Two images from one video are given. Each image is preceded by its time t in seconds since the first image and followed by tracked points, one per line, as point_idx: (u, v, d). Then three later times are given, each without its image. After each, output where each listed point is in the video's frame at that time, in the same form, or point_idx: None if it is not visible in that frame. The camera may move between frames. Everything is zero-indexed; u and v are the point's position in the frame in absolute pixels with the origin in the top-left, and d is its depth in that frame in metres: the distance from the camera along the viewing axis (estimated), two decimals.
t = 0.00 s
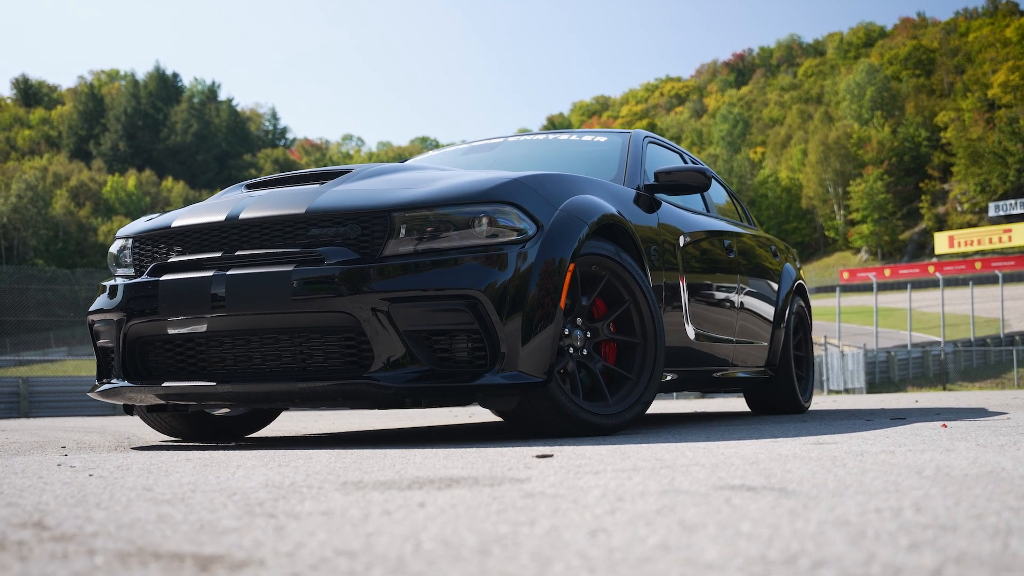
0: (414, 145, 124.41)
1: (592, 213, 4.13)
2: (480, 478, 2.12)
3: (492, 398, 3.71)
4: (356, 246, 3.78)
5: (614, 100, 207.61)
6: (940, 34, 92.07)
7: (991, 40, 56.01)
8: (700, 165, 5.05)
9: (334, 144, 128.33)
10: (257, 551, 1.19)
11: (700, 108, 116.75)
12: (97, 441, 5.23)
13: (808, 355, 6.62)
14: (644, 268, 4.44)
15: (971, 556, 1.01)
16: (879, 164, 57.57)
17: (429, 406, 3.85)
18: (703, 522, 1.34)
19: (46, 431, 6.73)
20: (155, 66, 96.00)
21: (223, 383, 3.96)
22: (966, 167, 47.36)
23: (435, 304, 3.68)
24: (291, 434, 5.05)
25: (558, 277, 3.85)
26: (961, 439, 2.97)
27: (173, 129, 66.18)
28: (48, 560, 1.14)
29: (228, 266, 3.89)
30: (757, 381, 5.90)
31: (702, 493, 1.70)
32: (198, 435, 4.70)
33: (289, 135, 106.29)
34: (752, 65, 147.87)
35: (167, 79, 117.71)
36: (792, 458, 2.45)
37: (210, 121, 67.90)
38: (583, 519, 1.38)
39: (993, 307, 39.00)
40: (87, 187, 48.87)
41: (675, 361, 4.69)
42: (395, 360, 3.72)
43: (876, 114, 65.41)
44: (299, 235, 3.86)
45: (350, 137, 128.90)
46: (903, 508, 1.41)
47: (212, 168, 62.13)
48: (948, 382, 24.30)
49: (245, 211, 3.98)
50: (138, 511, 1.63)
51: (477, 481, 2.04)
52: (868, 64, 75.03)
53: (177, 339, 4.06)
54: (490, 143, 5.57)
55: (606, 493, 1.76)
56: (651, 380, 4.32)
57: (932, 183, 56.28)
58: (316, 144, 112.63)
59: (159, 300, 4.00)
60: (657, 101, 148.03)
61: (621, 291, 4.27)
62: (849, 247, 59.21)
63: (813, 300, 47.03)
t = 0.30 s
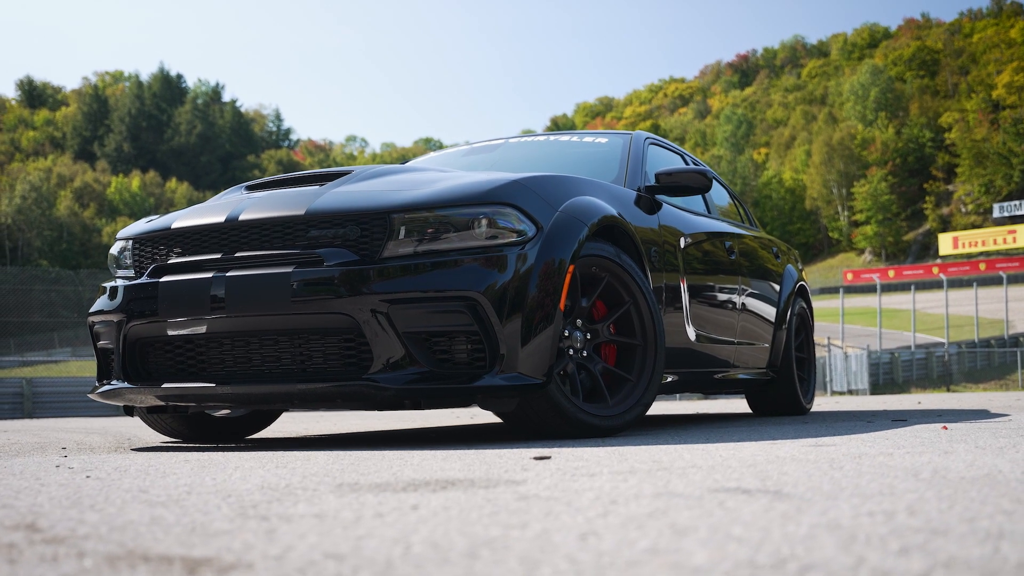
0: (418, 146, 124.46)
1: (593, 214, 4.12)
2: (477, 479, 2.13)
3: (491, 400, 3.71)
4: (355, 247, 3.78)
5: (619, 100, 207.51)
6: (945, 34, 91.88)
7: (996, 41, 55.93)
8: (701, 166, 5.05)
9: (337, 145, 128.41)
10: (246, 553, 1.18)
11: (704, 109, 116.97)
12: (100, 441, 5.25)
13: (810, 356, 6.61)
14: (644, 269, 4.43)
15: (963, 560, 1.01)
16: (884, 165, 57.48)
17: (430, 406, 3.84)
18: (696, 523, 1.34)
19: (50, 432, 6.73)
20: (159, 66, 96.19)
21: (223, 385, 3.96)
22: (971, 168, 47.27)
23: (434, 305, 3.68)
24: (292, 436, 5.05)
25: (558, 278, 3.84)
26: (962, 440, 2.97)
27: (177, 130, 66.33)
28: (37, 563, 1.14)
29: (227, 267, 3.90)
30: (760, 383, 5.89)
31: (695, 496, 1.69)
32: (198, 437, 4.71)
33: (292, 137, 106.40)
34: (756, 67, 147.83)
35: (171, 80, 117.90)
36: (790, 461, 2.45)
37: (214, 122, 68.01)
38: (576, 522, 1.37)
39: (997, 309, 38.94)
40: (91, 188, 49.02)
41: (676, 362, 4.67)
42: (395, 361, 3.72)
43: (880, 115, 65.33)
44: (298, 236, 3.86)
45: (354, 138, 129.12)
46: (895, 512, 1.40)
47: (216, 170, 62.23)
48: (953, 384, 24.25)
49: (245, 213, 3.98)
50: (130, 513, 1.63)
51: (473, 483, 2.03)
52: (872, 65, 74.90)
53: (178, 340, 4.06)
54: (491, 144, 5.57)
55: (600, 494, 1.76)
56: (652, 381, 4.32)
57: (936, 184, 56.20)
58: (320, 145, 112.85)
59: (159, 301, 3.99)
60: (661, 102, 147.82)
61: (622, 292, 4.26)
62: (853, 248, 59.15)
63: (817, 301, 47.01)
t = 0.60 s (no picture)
0: (422, 147, 124.53)
1: (593, 215, 4.12)
2: (474, 481, 2.13)
3: (491, 401, 3.71)
4: (355, 248, 3.78)
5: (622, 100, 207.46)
6: (950, 35, 91.76)
7: (1000, 42, 55.82)
8: (703, 167, 5.03)
9: (341, 146, 128.58)
10: (235, 555, 1.18)
11: (708, 109, 116.98)
12: (100, 442, 5.25)
13: (812, 357, 6.60)
14: (645, 270, 4.43)
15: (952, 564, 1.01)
16: (888, 166, 57.43)
17: (429, 408, 3.84)
18: (687, 526, 1.34)
19: (51, 433, 6.73)
20: (163, 66, 96.34)
21: (223, 386, 3.96)
22: (975, 169, 47.16)
23: (433, 306, 3.68)
24: (292, 437, 5.05)
25: (558, 279, 3.84)
26: (962, 442, 2.96)
27: (181, 131, 66.35)
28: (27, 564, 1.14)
29: (226, 268, 3.90)
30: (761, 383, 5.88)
31: (687, 500, 1.69)
32: (198, 437, 4.71)
33: (296, 137, 106.49)
34: (759, 67, 147.88)
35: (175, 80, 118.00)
36: (788, 463, 2.45)
37: (218, 123, 68.07)
38: (566, 525, 1.37)
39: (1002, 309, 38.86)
40: (96, 188, 49.12)
41: (678, 363, 4.66)
42: (394, 362, 3.71)
43: (885, 116, 65.27)
44: (298, 237, 3.86)
45: (358, 138, 129.22)
46: (888, 513, 1.40)
47: (221, 170, 62.32)
48: (957, 384, 24.24)
49: (244, 213, 3.98)
50: (125, 515, 1.63)
51: (468, 485, 2.03)
52: (876, 65, 74.84)
53: (177, 341, 4.06)
54: (493, 145, 5.57)
55: (595, 498, 1.75)
56: (652, 382, 4.32)
57: (941, 185, 56.07)
58: (324, 145, 112.98)
59: (160, 301, 3.99)
60: (665, 102, 147.75)
61: (622, 293, 4.26)
62: (857, 249, 59.12)
63: (821, 300, 46.98)
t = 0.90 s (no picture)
0: (425, 146, 124.58)
1: (594, 215, 4.12)
2: (468, 481, 2.13)
3: (491, 402, 3.70)
4: (355, 248, 3.78)
5: (627, 99, 207.40)
6: (954, 34, 91.64)
7: (1004, 41, 55.69)
8: (703, 166, 5.02)
9: (345, 146, 128.65)
10: (221, 555, 1.18)
11: (712, 109, 116.92)
12: (101, 441, 5.24)
13: (814, 357, 6.59)
14: (645, 269, 4.42)
15: (937, 567, 1.02)
16: (893, 165, 57.34)
17: (428, 408, 3.84)
18: (675, 527, 1.34)
19: (53, 431, 6.73)
20: (168, 66, 96.56)
21: (223, 386, 3.96)
22: (980, 168, 47.05)
23: (432, 306, 3.67)
24: (293, 437, 5.05)
25: (557, 279, 3.84)
26: (962, 443, 2.95)
27: (185, 131, 66.45)
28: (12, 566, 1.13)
29: (226, 269, 3.90)
30: (763, 383, 5.86)
31: (682, 499, 1.68)
32: (198, 436, 4.71)
33: (299, 137, 106.55)
34: (763, 66, 147.71)
35: (179, 80, 118.13)
36: (786, 462, 2.44)
37: (223, 122, 68.19)
38: (557, 525, 1.37)
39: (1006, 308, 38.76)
40: (100, 188, 49.24)
41: (678, 363, 4.65)
42: (394, 362, 3.71)
43: (889, 115, 65.17)
44: (298, 237, 3.86)
45: (362, 139, 129.55)
46: (881, 515, 1.40)
47: (225, 170, 62.44)
48: (960, 384, 24.19)
49: (244, 214, 3.99)
50: (117, 514, 1.62)
51: (464, 484, 2.03)
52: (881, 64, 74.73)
53: (177, 341, 4.07)
54: (493, 145, 5.57)
55: (589, 498, 1.75)
56: (652, 382, 4.31)
57: (945, 184, 55.96)
58: (327, 145, 113.07)
59: (159, 301, 4.00)
60: (669, 102, 147.50)
61: (623, 293, 4.25)
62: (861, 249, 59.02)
63: (826, 300, 46.99)
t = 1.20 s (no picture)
0: (429, 144, 124.47)
1: (593, 214, 4.11)
2: (464, 480, 2.12)
3: (490, 401, 3.69)
4: (354, 247, 3.78)
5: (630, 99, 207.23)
6: (959, 32, 91.34)
7: (1009, 39, 55.49)
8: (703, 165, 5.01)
9: (349, 144, 128.67)
10: (211, 555, 1.18)
11: (716, 108, 116.75)
12: (102, 440, 5.25)
13: (815, 356, 6.58)
14: (645, 269, 4.41)
15: (923, 568, 1.03)
16: (897, 164, 57.17)
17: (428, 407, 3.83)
18: (669, 527, 1.34)
19: (54, 430, 6.73)
20: (171, 66, 96.61)
21: (221, 385, 3.96)
22: (984, 167, 46.89)
23: (430, 306, 3.67)
24: (294, 435, 5.04)
25: (557, 279, 3.84)
26: (961, 442, 2.94)
27: (189, 130, 66.48)
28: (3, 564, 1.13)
29: (225, 268, 3.90)
30: (764, 382, 5.86)
31: (673, 499, 1.68)
32: (198, 436, 4.71)
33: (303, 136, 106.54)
34: (767, 65, 147.48)
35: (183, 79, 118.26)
36: (782, 461, 2.44)
37: (226, 121, 68.22)
38: (549, 525, 1.36)
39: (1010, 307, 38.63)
40: (104, 187, 49.35)
41: (679, 363, 4.65)
42: (393, 361, 3.71)
43: (893, 113, 65.01)
44: (297, 236, 3.86)
45: (366, 137, 129.64)
46: (872, 514, 1.40)
47: (229, 168, 62.50)
48: (964, 383, 24.11)
49: (243, 213, 3.99)
50: (111, 514, 1.63)
51: (459, 484, 2.02)
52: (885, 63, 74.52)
53: (177, 340, 4.08)
54: (494, 144, 5.56)
55: (583, 497, 1.75)
56: (652, 382, 4.31)
57: (949, 183, 55.79)
58: (331, 143, 113.07)
59: (159, 300, 4.00)
60: (674, 100, 147.23)
61: (622, 292, 4.25)
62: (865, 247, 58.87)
63: (831, 298, 46.83)
